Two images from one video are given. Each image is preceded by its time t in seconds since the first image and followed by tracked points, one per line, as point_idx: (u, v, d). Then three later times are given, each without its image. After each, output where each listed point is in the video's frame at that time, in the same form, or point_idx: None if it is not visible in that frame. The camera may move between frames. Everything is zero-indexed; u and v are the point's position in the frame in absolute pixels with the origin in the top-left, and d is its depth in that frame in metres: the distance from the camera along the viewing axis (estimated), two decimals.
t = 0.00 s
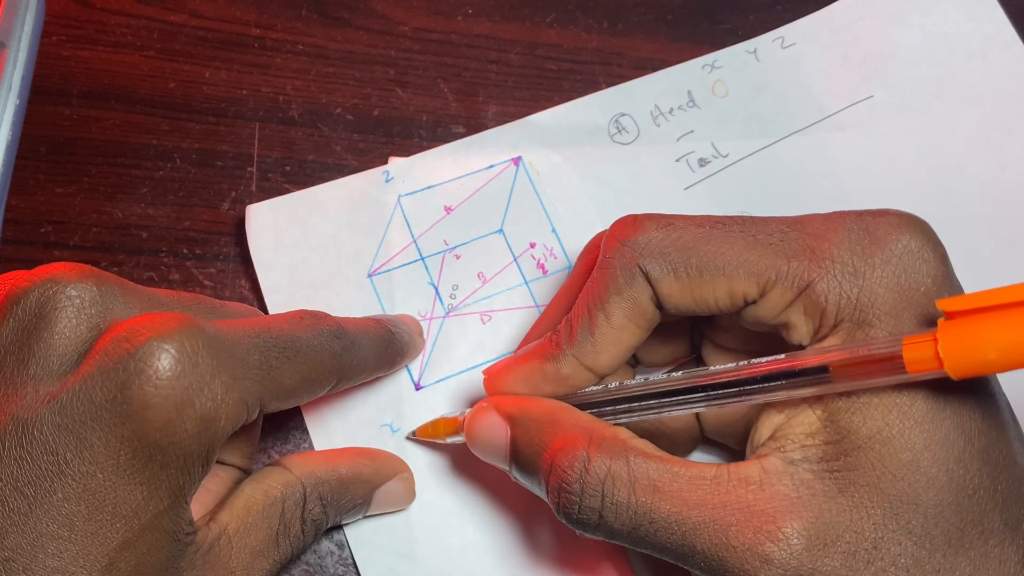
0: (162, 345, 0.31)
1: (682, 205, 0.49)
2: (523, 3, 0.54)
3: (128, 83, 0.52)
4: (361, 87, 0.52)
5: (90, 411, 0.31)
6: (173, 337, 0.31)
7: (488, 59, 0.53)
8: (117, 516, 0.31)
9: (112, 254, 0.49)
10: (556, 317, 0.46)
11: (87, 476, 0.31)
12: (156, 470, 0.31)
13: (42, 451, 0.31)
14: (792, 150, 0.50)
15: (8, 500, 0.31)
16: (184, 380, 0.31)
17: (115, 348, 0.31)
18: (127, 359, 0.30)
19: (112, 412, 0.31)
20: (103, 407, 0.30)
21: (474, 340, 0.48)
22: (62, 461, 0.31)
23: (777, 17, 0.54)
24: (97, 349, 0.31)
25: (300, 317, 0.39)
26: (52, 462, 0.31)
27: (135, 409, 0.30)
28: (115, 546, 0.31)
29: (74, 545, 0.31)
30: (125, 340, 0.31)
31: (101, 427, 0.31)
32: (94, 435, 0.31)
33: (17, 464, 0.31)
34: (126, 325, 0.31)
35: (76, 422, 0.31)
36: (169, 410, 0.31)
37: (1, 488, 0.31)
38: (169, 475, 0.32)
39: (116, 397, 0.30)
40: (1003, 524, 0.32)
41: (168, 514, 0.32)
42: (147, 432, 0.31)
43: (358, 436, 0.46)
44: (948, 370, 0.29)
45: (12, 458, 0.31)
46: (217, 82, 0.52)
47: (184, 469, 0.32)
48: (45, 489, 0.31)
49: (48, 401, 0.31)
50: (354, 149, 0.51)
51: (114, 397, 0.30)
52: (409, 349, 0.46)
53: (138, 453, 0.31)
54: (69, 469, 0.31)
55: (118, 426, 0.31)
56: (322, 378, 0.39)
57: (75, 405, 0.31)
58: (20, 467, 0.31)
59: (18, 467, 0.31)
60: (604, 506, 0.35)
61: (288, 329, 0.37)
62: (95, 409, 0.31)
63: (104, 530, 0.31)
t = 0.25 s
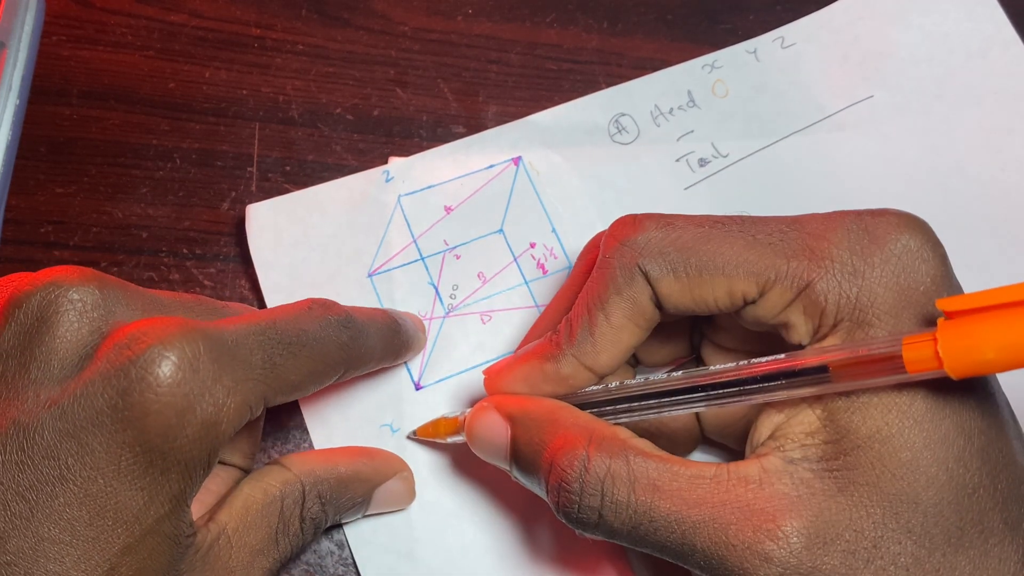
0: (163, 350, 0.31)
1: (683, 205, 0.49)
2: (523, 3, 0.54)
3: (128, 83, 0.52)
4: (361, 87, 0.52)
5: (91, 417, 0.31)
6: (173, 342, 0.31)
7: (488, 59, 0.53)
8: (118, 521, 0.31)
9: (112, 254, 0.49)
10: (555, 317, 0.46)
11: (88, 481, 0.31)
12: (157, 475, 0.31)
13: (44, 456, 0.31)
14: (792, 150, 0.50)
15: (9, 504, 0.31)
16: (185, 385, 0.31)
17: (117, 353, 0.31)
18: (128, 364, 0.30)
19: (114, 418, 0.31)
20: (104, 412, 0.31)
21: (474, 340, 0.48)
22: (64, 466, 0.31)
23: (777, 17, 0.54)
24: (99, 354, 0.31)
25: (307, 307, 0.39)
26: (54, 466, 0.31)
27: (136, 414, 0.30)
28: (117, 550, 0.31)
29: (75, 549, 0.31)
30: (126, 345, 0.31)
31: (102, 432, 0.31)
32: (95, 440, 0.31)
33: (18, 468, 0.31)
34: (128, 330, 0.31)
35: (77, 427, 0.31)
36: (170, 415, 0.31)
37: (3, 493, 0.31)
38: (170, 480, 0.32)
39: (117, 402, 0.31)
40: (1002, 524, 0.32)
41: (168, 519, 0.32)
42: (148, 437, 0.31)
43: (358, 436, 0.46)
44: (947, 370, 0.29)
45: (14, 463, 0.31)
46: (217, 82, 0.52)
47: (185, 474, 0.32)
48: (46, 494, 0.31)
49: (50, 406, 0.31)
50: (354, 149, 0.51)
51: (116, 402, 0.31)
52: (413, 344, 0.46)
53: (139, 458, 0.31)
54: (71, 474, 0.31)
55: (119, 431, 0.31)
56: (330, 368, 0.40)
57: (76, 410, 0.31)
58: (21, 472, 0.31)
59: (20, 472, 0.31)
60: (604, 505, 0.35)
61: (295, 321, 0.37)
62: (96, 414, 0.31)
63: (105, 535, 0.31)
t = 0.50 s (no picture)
0: (179, 363, 0.31)
1: (683, 205, 0.49)
2: (523, 3, 0.54)
3: (128, 83, 0.52)
4: (361, 87, 0.52)
5: (106, 428, 0.31)
6: (189, 357, 0.31)
7: (488, 59, 0.53)
8: (130, 531, 0.31)
9: (112, 254, 0.49)
10: (556, 316, 0.46)
11: (101, 492, 0.31)
12: (169, 486, 0.32)
13: (57, 466, 0.31)
14: (792, 150, 0.50)
15: (22, 514, 0.31)
16: (199, 398, 0.31)
17: (134, 366, 0.31)
18: (144, 377, 0.31)
19: (128, 430, 0.31)
20: (118, 424, 0.31)
21: (474, 340, 0.48)
22: (78, 477, 0.31)
23: (777, 17, 0.54)
24: (115, 366, 0.32)
25: (316, 318, 0.39)
26: (67, 477, 0.31)
27: (151, 426, 0.31)
28: (127, 561, 0.31)
29: (86, 560, 0.31)
30: (142, 357, 0.31)
31: (116, 443, 0.31)
32: (109, 451, 0.31)
33: (31, 478, 0.31)
34: (144, 342, 0.32)
35: (91, 438, 0.31)
36: (184, 428, 0.31)
37: (15, 503, 0.31)
38: (181, 491, 0.32)
39: (132, 415, 0.31)
40: (1001, 521, 0.32)
41: (179, 530, 0.33)
42: (162, 449, 0.31)
43: (358, 436, 0.46)
44: (948, 366, 0.29)
45: (27, 472, 0.31)
46: (217, 82, 0.52)
47: (196, 485, 0.32)
48: (59, 504, 0.31)
49: (64, 417, 0.31)
50: (354, 149, 0.51)
51: (131, 415, 0.31)
52: (425, 339, 0.46)
53: (152, 470, 0.31)
54: (84, 485, 0.31)
55: (134, 443, 0.31)
56: (339, 380, 0.40)
57: (90, 422, 0.31)
58: (34, 481, 0.31)
59: (33, 482, 0.31)
60: (604, 504, 0.35)
61: (305, 333, 0.38)
62: (110, 426, 0.31)
63: (116, 545, 0.31)
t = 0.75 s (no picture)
0: (185, 368, 0.31)
1: (683, 205, 0.49)
2: (523, 3, 0.54)
3: (128, 83, 0.52)
4: (361, 87, 0.52)
5: (113, 432, 0.31)
6: (194, 361, 0.32)
7: (488, 59, 0.53)
8: (136, 535, 0.31)
9: (112, 254, 0.49)
10: (557, 316, 0.45)
11: (108, 496, 0.31)
12: (176, 490, 0.32)
13: (65, 470, 0.31)
14: (792, 150, 0.50)
15: (29, 518, 0.31)
16: (205, 402, 0.32)
17: (140, 370, 0.31)
18: (150, 382, 0.31)
19: (136, 433, 0.31)
20: (126, 428, 0.31)
21: (474, 340, 0.48)
22: (85, 481, 0.31)
23: (777, 17, 0.54)
24: (122, 371, 0.32)
25: (322, 311, 0.39)
26: (75, 481, 0.31)
27: (158, 430, 0.31)
28: (134, 564, 0.32)
29: (93, 564, 0.31)
30: (149, 362, 0.31)
31: (123, 447, 0.31)
32: (117, 455, 0.31)
33: (39, 482, 0.31)
34: (151, 347, 0.32)
35: (99, 442, 0.31)
36: (190, 431, 0.31)
37: (23, 507, 0.31)
38: (187, 495, 0.32)
39: (139, 419, 0.31)
40: (1002, 521, 0.32)
41: (186, 533, 0.33)
42: (169, 452, 0.31)
43: (358, 436, 0.46)
44: (950, 366, 0.29)
45: (34, 477, 0.31)
46: (217, 82, 0.52)
47: (202, 488, 0.33)
48: (66, 508, 0.31)
49: (72, 421, 0.31)
50: (354, 149, 0.51)
51: (138, 419, 0.31)
52: (429, 329, 0.47)
53: (159, 473, 0.31)
54: (92, 489, 0.31)
55: (141, 447, 0.31)
56: (346, 369, 0.40)
57: (98, 426, 0.31)
58: (42, 486, 0.31)
59: (41, 486, 0.31)
60: (604, 504, 0.35)
61: (310, 328, 0.38)
62: (118, 430, 0.31)
63: (123, 549, 0.31)
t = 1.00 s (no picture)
0: (190, 371, 0.31)
1: (683, 205, 0.49)
2: (523, 3, 0.54)
3: (128, 83, 0.52)
4: (361, 87, 0.52)
5: (118, 435, 0.31)
6: (199, 364, 0.32)
7: (488, 59, 0.53)
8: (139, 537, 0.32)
9: (112, 254, 0.49)
10: (557, 316, 0.45)
11: (111, 498, 0.31)
12: (179, 492, 0.32)
13: (68, 473, 0.31)
14: (792, 150, 0.50)
15: (32, 521, 0.31)
16: (210, 404, 0.32)
17: (144, 373, 0.31)
18: (155, 385, 0.31)
19: (140, 436, 0.31)
20: (130, 431, 0.31)
21: (474, 340, 0.48)
22: (88, 483, 0.31)
23: (777, 17, 0.54)
24: (126, 374, 0.32)
25: (325, 311, 0.39)
26: (78, 483, 0.31)
27: (162, 433, 0.31)
28: (137, 566, 0.32)
29: (96, 566, 0.31)
30: (154, 364, 0.32)
31: (127, 450, 0.31)
32: (121, 457, 0.31)
33: (42, 485, 0.31)
34: (156, 349, 0.32)
35: (103, 444, 0.31)
36: (194, 433, 0.32)
37: (26, 509, 0.31)
38: (190, 496, 0.33)
39: (143, 422, 0.31)
40: (1002, 521, 0.32)
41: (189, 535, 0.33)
42: (172, 454, 0.31)
43: (358, 436, 0.46)
44: (953, 367, 0.29)
45: (37, 479, 0.31)
46: (217, 82, 0.52)
47: (205, 490, 0.33)
48: (69, 510, 0.31)
49: (75, 424, 0.32)
50: (354, 149, 0.51)
51: (142, 422, 0.31)
52: (431, 329, 0.47)
53: (163, 476, 0.32)
54: (95, 491, 0.31)
55: (145, 449, 0.31)
56: (348, 370, 0.40)
57: (102, 429, 0.31)
58: (45, 488, 0.31)
59: (44, 488, 0.31)
60: (604, 504, 0.35)
61: (313, 329, 0.38)
62: (122, 433, 0.31)
63: (126, 551, 0.31)
